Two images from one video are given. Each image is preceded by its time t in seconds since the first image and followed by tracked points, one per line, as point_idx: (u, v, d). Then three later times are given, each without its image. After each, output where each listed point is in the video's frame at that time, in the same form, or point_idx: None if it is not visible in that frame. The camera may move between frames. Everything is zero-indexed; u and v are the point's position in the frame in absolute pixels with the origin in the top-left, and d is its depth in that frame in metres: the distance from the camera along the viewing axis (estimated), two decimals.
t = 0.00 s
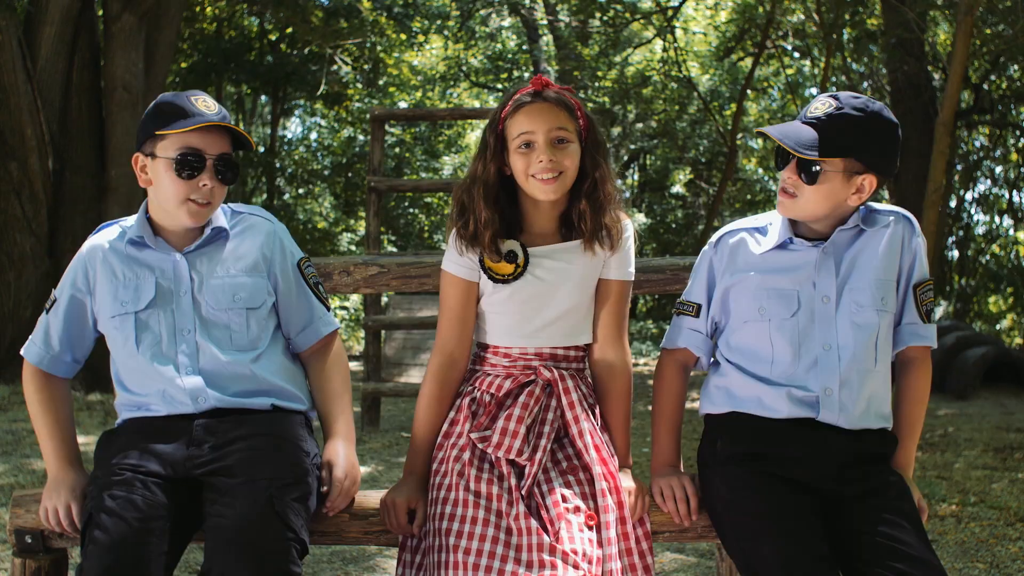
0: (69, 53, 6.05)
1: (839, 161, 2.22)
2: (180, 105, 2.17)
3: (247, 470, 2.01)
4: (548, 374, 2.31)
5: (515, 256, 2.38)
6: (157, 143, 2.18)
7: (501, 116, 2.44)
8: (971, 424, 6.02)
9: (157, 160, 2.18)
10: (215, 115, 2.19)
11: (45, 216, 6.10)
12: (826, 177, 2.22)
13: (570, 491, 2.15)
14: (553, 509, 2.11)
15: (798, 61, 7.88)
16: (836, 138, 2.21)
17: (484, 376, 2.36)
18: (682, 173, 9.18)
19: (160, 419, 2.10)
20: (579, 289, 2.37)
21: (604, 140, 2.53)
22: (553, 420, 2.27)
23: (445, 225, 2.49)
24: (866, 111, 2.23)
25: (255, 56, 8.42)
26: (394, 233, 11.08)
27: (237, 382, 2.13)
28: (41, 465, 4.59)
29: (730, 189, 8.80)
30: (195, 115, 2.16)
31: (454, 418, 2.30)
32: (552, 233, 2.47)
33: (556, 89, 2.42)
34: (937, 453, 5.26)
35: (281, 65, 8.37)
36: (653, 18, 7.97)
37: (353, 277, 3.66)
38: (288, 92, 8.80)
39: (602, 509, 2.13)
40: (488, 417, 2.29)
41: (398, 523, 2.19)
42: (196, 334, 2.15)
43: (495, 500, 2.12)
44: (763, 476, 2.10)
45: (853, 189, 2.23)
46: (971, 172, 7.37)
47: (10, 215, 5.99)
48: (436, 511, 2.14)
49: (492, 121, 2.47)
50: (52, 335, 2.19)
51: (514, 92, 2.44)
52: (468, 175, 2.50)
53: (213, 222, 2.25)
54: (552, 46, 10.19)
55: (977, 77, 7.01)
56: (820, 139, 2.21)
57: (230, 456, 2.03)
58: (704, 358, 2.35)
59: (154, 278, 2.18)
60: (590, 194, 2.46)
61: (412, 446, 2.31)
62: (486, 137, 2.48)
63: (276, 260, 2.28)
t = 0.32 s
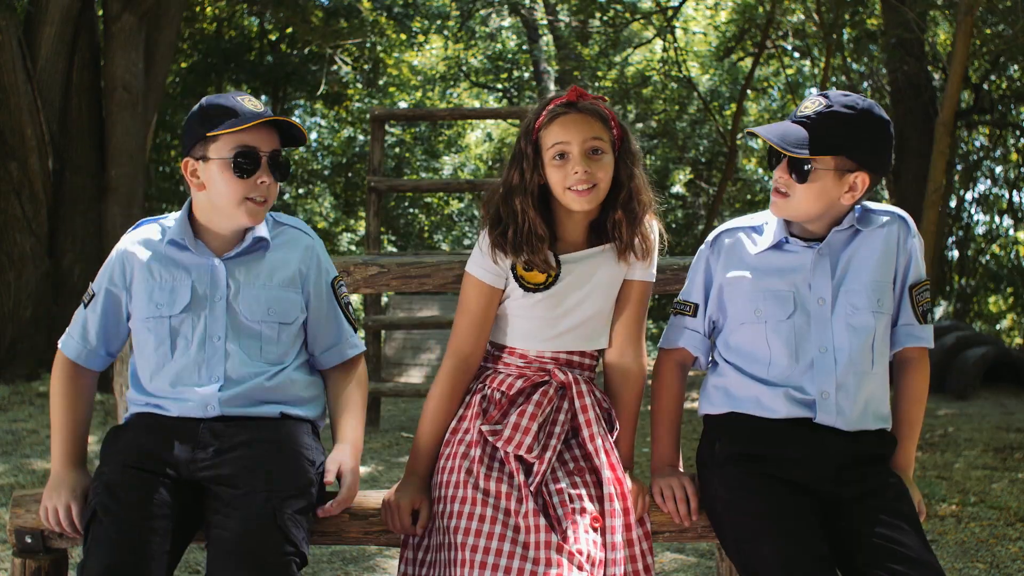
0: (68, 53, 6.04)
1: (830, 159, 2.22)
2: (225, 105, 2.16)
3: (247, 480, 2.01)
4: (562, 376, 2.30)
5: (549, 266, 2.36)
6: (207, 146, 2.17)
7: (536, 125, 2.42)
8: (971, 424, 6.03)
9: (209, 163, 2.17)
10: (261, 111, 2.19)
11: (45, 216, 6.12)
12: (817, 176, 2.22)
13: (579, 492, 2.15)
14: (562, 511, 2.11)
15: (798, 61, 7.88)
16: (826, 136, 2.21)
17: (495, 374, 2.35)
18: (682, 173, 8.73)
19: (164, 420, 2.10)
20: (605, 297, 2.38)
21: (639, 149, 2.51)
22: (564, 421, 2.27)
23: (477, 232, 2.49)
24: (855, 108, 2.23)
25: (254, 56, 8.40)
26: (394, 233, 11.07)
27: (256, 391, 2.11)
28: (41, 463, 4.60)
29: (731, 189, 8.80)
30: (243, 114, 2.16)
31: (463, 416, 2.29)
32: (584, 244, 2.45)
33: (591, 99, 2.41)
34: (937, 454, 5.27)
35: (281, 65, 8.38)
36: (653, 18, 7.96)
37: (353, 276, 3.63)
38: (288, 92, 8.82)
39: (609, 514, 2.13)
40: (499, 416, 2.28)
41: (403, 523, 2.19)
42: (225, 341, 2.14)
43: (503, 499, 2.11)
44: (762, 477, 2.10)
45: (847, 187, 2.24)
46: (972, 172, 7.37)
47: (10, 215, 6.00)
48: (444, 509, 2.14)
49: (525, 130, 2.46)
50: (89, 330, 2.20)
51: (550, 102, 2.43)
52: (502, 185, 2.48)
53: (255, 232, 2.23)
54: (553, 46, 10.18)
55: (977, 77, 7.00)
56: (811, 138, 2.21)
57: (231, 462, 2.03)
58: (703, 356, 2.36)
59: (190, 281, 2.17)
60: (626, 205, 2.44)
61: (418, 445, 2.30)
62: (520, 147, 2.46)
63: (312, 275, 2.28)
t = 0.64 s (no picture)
0: (68, 53, 6.03)
1: (801, 137, 2.23)
2: (215, 116, 2.14)
3: (247, 475, 2.02)
4: (554, 376, 2.30)
5: (531, 265, 2.36)
6: (202, 161, 2.14)
7: (522, 121, 2.41)
8: (971, 424, 6.02)
9: (207, 178, 2.14)
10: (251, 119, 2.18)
11: (45, 216, 6.11)
12: (797, 157, 2.23)
13: (575, 491, 2.15)
14: (558, 510, 2.11)
15: (798, 61, 7.87)
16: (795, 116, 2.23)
17: (487, 375, 2.35)
18: (682, 173, 8.78)
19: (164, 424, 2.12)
20: (590, 296, 2.37)
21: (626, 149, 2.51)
22: (557, 420, 2.27)
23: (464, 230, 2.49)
24: (804, 87, 2.26)
25: (254, 55, 8.40)
26: (394, 233, 11.07)
27: (265, 394, 2.14)
28: (41, 464, 4.59)
29: (731, 188, 8.79)
30: (235, 123, 2.14)
31: (458, 418, 2.29)
32: (568, 242, 2.44)
33: (578, 95, 2.39)
34: (937, 454, 5.27)
35: (281, 65, 8.39)
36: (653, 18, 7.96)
37: (353, 277, 3.65)
38: (288, 92, 8.83)
39: (606, 513, 2.13)
40: (493, 416, 2.28)
41: (403, 522, 2.19)
42: (233, 350, 2.15)
43: (499, 499, 2.11)
44: (761, 480, 2.10)
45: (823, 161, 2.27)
46: (972, 172, 7.38)
47: (9, 215, 5.99)
48: (444, 509, 2.14)
49: (513, 125, 2.45)
50: (100, 352, 2.19)
51: (537, 97, 2.42)
52: (487, 182, 2.48)
53: (257, 239, 2.23)
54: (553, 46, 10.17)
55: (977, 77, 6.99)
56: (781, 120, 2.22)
57: (234, 459, 2.05)
58: (686, 362, 2.37)
59: (195, 291, 2.17)
60: (611, 203, 2.44)
61: (415, 446, 2.30)
62: (507, 142, 2.45)
63: (317, 276, 2.27)
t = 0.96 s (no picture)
0: (68, 53, 6.03)
1: (735, 141, 2.24)
2: (186, 101, 2.17)
3: (247, 476, 2.04)
4: (529, 376, 2.30)
5: (485, 255, 2.36)
6: (161, 140, 2.17)
7: (485, 107, 2.42)
8: (971, 424, 6.03)
9: (161, 159, 2.18)
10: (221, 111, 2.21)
11: (45, 216, 6.11)
12: (732, 163, 2.24)
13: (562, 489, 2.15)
14: (551, 506, 2.10)
15: (798, 61, 7.88)
16: (729, 121, 2.22)
17: (466, 381, 2.35)
18: (681, 173, 8.77)
19: (163, 425, 2.13)
20: (550, 290, 2.37)
21: (587, 145, 2.53)
22: (537, 419, 2.27)
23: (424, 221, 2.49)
24: (747, 91, 2.25)
25: (254, 55, 8.39)
26: (394, 233, 11.07)
27: (249, 385, 2.16)
28: (41, 463, 4.60)
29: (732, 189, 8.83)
30: (201, 111, 2.17)
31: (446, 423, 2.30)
32: (526, 233, 2.45)
33: (544, 85, 2.39)
34: (938, 454, 5.27)
35: (281, 65, 8.39)
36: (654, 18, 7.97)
37: (353, 276, 3.66)
38: (288, 91, 8.85)
39: (598, 508, 2.13)
40: (475, 420, 2.28)
41: (405, 523, 2.19)
42: (208, 341, 2.17)
43: (493, 499, 2.10)
44: (759, 480, 2.10)
45: (763, 167, 2.24)
46: (972, 171, 7.38)
47: (9, 215, 5.99)
48: (443, 509, 2.14)
49: (475, 112, 2.45)
50: (76, 357, 2.20)
51: (502, 83, 2.42)
52: (447, 169, 2.49)
53: (214, 225, 2.26)
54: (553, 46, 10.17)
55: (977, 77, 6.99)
56: (714, 126, 2.24)
57: (233, 461, 2.07)
58: (663, 370, 2.40)
59: (158, 286, 2.18)
60: (570, 194, 2.45)
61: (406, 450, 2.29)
62: (468, 129, 2.46)
63: (283, 260, 2.32)
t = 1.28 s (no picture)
0: (68, 53, 6.02)
1: (746, 165, 2.21)
2: (131, 102, 2.17)
3: (245, 476, 2.04)
4: (501, 373, 2.30)
5: (430, 261, 2.36)
6: (114, 149, 2.19)
7: (439, 111, 2.39)
8: (971, 424, 6.03)
9: (120, 166, 2.18)
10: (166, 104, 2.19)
11: (45, 216, 6.10)
12: (741, 184, 2.21)
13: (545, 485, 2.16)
14: (538, 503, 2.11)
15: (798, 61, 7.87)
16: (738, 143, 2.20)
17: (447, 388, 2.38)
18: (681, 173, 8.76)
19: (160, 426, 2.14)
20: (493, 296, 2.35)
21: (540, 158, 2.47)
22: (513, 417, 2.27)
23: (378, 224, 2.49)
24: (763, 105, 2.22)
25: (254, 55, 8.38)
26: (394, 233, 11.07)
27: (237, 383, 2.16)
28: (41, 464, 4.59)
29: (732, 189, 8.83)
30: (144, 109, 2.16)
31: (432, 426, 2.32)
32: (471, 241, 2.42)
33: (500, 94, 2.36)
34: (938, 453, 5.27)
35: (281, 65, 8.39)
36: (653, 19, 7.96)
37: (353, 276, 3.66)
38: (288, 91, 8.85)
39: (584, 501, 2.14)
40: (456, 422, 2.30)
41: (401, 524, 2.20)
42: (191, 344, 2.16)
43: (482, 498, 2.11)
44: (759, 481, 2.10)
45: (771, 188, 2.22)
46: (972, 171, 7.38)
47: (9, 215, 6.00)
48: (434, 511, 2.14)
49: (430, 112, 2.42)
50: (60, 362, 2.21)
51: (461, 89, 2.40)
52: (401, 169, 2.47)
53: (189, 223, 2.23)
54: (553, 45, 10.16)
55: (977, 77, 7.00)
56: (723, 147, 2.21)
57: (229, 460, 2.07)
58: (660, 373, 2.39)
59: (140, 293, 2.18)
60: (509, 205, 2.38)
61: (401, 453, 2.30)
62: (424, 131, 2.44)
63: (260, 257, 2.28)
